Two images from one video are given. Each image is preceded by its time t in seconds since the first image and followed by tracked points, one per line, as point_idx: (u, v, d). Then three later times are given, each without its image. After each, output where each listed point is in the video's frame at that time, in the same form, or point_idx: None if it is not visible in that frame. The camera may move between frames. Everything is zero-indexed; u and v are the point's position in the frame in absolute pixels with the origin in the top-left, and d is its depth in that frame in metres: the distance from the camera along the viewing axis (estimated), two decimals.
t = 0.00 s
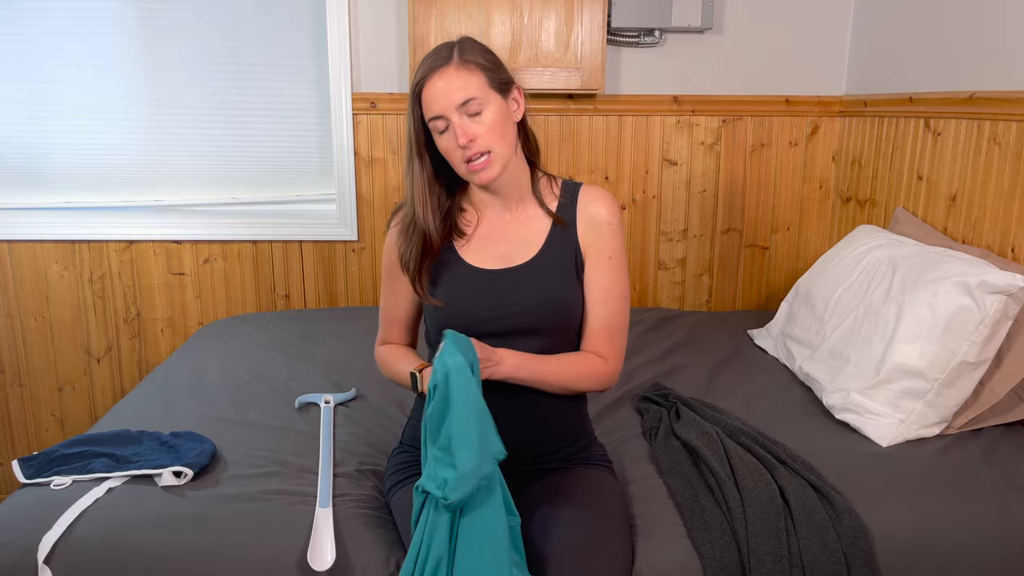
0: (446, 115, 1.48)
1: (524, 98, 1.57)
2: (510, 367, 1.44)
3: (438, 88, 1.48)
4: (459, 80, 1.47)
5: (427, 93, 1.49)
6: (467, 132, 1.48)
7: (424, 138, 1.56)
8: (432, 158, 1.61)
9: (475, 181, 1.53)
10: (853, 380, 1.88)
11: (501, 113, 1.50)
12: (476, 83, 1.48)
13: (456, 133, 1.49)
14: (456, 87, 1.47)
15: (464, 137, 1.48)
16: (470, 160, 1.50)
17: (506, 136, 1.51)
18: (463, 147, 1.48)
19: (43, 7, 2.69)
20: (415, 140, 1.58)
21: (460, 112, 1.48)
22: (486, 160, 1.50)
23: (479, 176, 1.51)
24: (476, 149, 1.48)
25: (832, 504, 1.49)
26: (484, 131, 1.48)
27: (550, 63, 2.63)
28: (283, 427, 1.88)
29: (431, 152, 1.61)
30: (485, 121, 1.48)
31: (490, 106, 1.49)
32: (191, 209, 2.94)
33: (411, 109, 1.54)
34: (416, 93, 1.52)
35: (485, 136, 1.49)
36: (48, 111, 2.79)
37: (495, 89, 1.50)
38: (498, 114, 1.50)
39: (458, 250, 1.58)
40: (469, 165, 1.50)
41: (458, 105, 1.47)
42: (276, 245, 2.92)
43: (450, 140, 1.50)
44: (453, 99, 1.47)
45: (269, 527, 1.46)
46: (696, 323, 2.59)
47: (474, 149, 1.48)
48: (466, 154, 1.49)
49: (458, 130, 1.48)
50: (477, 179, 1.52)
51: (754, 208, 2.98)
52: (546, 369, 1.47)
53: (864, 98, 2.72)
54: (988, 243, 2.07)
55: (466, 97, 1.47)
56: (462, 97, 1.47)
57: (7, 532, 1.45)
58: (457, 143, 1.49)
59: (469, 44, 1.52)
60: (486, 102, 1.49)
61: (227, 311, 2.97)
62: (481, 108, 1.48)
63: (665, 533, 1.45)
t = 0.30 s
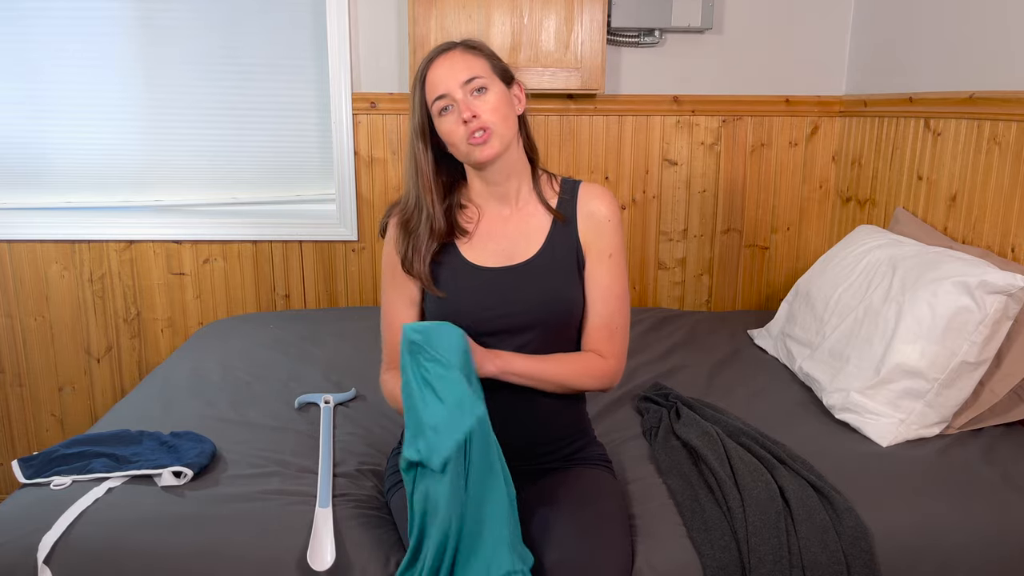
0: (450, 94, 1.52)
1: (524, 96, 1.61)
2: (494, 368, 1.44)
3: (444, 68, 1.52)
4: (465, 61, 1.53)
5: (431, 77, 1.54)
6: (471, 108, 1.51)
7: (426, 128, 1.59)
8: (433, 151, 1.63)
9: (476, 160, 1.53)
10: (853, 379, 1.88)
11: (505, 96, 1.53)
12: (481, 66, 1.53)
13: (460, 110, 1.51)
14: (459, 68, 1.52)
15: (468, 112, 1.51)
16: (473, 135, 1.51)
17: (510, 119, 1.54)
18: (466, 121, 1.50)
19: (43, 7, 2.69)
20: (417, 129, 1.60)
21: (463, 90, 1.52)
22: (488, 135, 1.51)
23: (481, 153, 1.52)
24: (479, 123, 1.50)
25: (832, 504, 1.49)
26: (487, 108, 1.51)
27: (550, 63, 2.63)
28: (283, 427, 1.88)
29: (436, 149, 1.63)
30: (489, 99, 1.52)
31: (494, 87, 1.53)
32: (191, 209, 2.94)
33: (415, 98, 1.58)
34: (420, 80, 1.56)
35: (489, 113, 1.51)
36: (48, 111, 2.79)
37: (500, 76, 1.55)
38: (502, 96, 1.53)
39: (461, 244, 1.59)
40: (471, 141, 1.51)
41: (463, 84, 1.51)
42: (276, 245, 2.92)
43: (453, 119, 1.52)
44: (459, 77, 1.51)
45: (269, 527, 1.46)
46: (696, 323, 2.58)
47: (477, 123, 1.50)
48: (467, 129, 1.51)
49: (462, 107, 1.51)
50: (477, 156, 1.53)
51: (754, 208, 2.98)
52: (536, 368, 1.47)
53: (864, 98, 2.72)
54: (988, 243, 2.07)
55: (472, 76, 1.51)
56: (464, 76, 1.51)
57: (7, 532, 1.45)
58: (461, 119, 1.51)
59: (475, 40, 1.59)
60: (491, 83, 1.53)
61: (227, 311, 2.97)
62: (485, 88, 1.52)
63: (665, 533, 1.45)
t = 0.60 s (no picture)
0: (458, 89, 1.51)
1: (526, 99, 1.62)
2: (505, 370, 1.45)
3: (452, 63, 1.52)
4: (473, 58, 1.53)
5: (438, 72, 1.53)
6: (479, 103, 1.51)
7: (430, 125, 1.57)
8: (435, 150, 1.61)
9: (481, 155, 1.52)
10: (853, 379, 1.88)
11: (511, 94, 1.54)
12: (489, 64, 1.54)
13: (468, 105, 1.51)
14: (467, 63, 1.52)
15: (476, 106, 1.50)
16: (480, 130, 1.50)
17: (516, 117, 1.54)
18: (474, 115, 1.50)
19: (43, 7, 2.69)
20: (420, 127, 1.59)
21: (470, 86, 1.52)
22: (495, 130, 1.50)
23: (487, 148, 1.51)
24: (487, 118, 1.50)
25: (832, 504, 1.49)
26: (495, 104, 1.51)
27: (550, 63, 2.63)
28: (283, 427, 1.88)
29: (438, 148, 1.63)
30: (496, 95, 1.52)
31: (501, 85, 1.53)
32: (191, 209, 2.94)
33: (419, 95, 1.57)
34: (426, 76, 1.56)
35: (496, 109, 1.51)
36: (48, 111, 2.79)
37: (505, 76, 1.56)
38: (508, 95, 1.54)
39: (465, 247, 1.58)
40: (478, 136, 1.50)
41: (471, 79, 1.51)
42: (276, 245, 2.92)
43: (460, 114, 1.51)
44: (467, 72, 1.51)
45: (269, 527, 1.46)
46: (696, 323, 2.58)
47: (485, 118, 1.50)
48: (475, 124, 1.50)
49: (470, 102, 1.51)
50: (483, 151, 1.51)
51: (754, 208, 2.98)
52: (536, 368, 1.47)
53: (864, 98, 2.72)
54: (988, 243, 2.07)
55: (480, 72, 1.52)
56: (473, 72, 1.51)
57: (7, 532, 1.45)
58: (468, 114, 1.50)
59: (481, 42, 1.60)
60: (498, 81, 1.53)
61: (227, 311, 2.97)
62: (492, 84, 1.52)
63: (665, 533, 1.45)
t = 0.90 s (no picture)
0: (477, 85, 1.51)
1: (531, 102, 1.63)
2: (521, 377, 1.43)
3: (472, 58, 1.51)
4: (492, 55, 1.52)
5: (457, 65, 1.52)
6: (498, 99, 1.50)
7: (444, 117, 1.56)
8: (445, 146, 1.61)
9: (496, 152, 1.51)
10: (853, 379, 1.88)
11: (526, 95, 1.54)
12: (507, 62, 1.54)
13: (486, 101, 1.50)
14: (487, 59, 1.51)
15: (495, 103, 1.49)
16: (498, 127, 1.49)
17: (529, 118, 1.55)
18: (493, 112, 1.49)
19: (43, 7, 2.69)
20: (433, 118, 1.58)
21: (489, 82, 1.51)
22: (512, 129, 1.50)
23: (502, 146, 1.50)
24: (506, 116, 1.49)
25: (832, 504, 1.49)
26: (513, 102, 1.51)
27: (550, 63, 2.62)
28: (283, 427, 1.88)
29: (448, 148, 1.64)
30: (514, 94, 1.52)
31: (517, 84, 1.53)
32: (190, 209, 2.94)
33: (434, 87, 1.56)
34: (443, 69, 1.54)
35: (514, 107, 1.51)
36: (48, 111, 2.79)
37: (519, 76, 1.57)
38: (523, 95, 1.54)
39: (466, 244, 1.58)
40: (495, 133, 1.50)
41: (491, 75, 1.51)
42: (276, 245, 2.91)
43: (478, 109, 1.50)
44: (487, 68, 1.51)
45: (270, 526, 1.46)
46: (696, 323, 2.58)
47: (505, 115, 1.49)
48: (493, 121, 1.49)
49: (489, 97, 1.50)
50: (498, 148, 1.51)
51: (754, 208, 2.98)
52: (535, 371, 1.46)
53: (864, 98, 2.72)
54: (988, 243, 2.07)
55: (499, 69, 1.51)
56: (493, 68, 1.51)
57: (7, 532, 1.45)
58: (487, 110, 1.49)
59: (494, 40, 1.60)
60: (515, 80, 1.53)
61: (227, 311, 2.97)
62: (509, 83, 1.52)
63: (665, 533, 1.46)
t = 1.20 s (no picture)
0: (496, 79, 1.51)
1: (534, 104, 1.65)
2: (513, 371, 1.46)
3: (493, 52, 1.52)
4: (511, 52, 1.54)
5: (478, 58, 1.52)
6: (516, 95, 1.51)
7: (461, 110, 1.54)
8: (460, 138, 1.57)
9: (512, 146, 1.51)
10: (853, 379, 1.88)
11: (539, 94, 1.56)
12: (523, 61, 1.55)
13: (506, 95, 1.51)
14: (507, 55, 1.52)
15: (515, 97, 1.50)
16: (516, 121, 1.50)
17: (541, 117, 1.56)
18: (513, 106, 1.50)
19: (43, 7, 2.69)
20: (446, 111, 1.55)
21: (508, 77, 1.52)
22: (530, 125, 1.51)
23: (519, 141, 1.51)
24: (524, 111, 1.51)
25: (832, 504, 1.49)
26: (530, 99, 1.52)
27: (550, 63, 2.62)
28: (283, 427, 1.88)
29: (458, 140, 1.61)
30: (530, 92, 1.53)
31: (531, 84, 1.55)
32: (190, 209, 2.94)
33: (449, 79, 1.54)
34: (460, 61, 1.53)
35: (531, 104, 1.52)
36: (48, 111, 2.79)
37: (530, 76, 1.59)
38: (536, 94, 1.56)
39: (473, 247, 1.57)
40: (514, 127, 1.50)
41: (510, 71, 1.52)
42: (276, 245, 2.91)
43: (496, 103, 1.51)
44: (507, 64, 1.52)
45: (269, 526, 1.46)
46: (696, 323, 2.58)
47: (524, 110, 1.51)
48: (510, 114, 1.50)
49: (509, 92, 1.51)
50: (515, 142, 1.51)
51: (754, 208, 2.98)
52: (535, 368, 1.47)
53: (864, 98, 2.72)
54: (988, 243, 2.07)
55: (518, 66, 1.53)
56: (513, 65, 1.52)
57: (7, 532, 1.45)
58: (507, 103, 1.50)
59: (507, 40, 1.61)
60: (529, 79, 1.55)
61: (226, 311, 2.97)
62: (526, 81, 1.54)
63: (665, 533, 1.46)
